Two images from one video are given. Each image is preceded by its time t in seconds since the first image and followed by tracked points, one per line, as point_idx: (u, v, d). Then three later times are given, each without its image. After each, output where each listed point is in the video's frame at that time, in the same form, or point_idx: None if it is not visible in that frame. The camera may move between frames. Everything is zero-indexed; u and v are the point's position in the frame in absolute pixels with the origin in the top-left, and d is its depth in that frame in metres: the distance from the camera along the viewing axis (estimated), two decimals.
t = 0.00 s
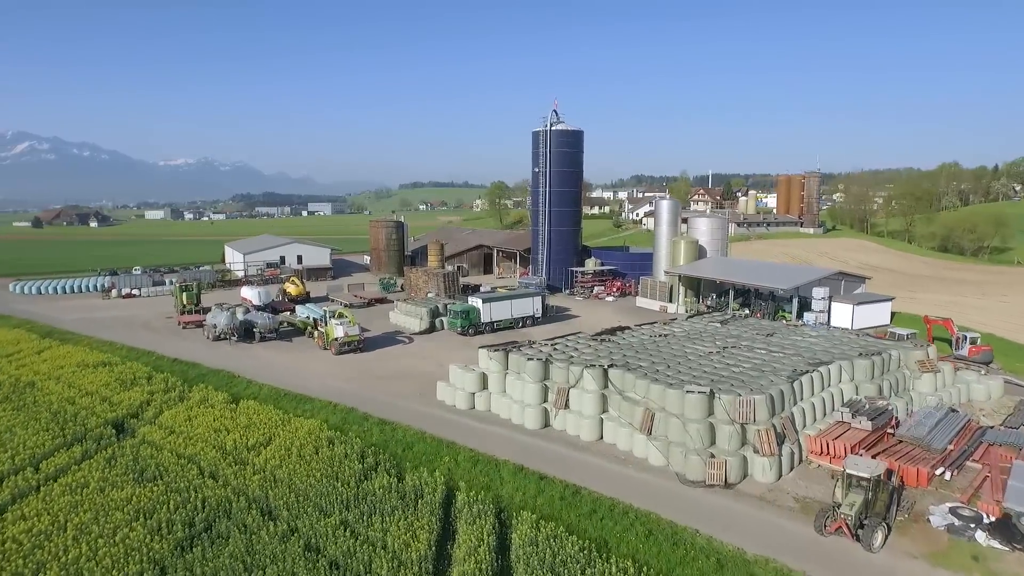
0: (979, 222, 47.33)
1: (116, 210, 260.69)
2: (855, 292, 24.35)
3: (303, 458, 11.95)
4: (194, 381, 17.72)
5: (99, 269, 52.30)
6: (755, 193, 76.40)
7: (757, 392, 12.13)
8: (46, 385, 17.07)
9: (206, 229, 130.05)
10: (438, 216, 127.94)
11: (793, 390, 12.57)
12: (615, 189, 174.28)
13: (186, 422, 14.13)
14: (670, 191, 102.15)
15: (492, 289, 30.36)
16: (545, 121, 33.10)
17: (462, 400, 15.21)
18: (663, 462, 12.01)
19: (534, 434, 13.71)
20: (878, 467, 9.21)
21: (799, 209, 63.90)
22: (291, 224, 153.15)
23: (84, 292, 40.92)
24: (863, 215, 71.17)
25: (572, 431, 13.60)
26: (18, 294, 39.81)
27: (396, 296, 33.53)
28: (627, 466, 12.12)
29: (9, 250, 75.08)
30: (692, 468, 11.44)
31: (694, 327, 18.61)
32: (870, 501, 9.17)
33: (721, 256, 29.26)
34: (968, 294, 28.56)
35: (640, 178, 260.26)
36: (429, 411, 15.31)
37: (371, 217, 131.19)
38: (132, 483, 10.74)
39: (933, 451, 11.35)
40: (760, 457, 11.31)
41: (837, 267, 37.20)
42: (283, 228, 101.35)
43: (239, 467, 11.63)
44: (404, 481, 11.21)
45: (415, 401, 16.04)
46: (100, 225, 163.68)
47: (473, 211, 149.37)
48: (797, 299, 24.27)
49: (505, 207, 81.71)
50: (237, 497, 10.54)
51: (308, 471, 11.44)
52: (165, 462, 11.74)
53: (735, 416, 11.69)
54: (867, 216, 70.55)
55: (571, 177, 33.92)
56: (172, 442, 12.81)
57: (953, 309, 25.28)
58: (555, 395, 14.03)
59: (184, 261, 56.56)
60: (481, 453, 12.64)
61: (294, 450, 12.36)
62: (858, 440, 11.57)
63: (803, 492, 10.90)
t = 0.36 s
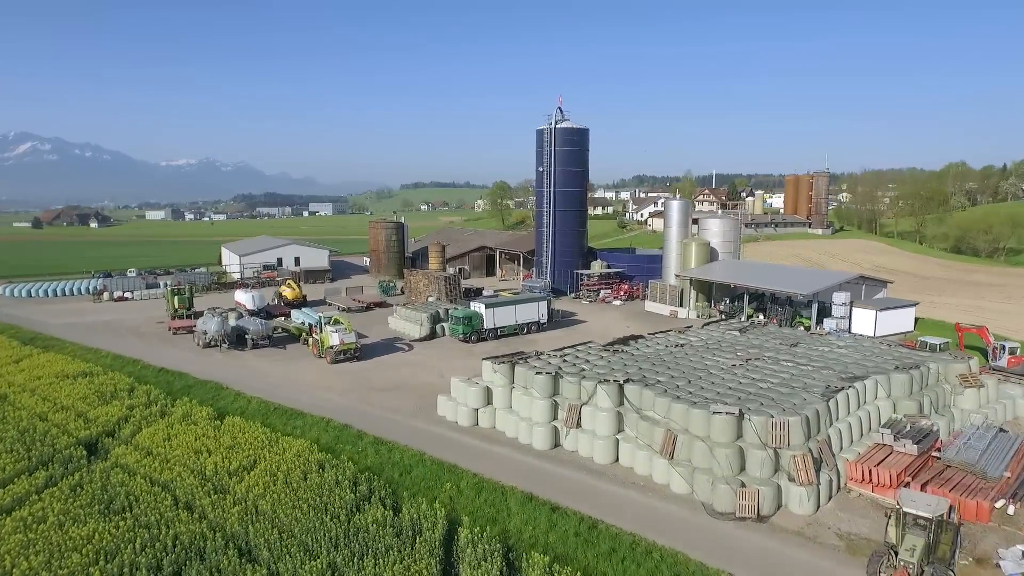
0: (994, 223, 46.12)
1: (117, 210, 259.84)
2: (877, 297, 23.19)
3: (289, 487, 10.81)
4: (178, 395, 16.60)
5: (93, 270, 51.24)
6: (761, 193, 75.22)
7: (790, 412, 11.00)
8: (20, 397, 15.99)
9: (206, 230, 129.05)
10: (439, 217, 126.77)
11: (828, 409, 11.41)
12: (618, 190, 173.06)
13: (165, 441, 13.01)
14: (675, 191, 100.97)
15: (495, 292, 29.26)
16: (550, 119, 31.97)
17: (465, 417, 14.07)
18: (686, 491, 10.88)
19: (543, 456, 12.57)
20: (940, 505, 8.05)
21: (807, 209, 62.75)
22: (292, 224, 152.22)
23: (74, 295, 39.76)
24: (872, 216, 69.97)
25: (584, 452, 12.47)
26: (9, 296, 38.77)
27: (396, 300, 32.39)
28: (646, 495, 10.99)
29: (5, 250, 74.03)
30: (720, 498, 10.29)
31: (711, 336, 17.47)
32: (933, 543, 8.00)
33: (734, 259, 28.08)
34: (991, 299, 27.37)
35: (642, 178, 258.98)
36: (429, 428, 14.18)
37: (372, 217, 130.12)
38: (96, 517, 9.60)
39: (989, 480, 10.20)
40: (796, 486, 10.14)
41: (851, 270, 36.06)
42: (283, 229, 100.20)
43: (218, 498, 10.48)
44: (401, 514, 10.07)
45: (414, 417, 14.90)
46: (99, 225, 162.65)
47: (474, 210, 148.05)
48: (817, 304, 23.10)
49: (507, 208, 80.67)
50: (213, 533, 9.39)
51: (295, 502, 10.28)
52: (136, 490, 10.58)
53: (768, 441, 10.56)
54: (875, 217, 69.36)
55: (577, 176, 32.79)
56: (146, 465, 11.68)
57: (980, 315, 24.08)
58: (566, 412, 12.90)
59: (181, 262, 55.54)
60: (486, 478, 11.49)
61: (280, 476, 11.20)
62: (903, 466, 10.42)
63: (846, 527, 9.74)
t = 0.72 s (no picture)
0: (1005, 223, 45.20)
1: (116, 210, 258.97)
2: (894, 301, 22.30)
3: (276, 513, 9.92)
4: (163, 406, 15.72)
5: (88, 272, 50.35)
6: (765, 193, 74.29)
7: (822, 431, 10.09)
8: None
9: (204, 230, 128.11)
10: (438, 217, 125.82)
11: (862, 426, 10.48)
12: (618, 190, 172.13)
13: (145, 458, 12.13)
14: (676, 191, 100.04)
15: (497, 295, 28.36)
16: (553, 116, 31.07)
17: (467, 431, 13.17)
18: (709, 517, 9.97)
19: (551, 475, 11.68)
20: (1005, 544, 7.14)
21: (813, 209, 61.86)
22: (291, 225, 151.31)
23: (66, 297, 38.87)
24: (877, 216, 69.07)
25: (596, 471, 11.58)
26: None
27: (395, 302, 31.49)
28: (665, 520, 10.09)
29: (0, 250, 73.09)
30: (747, 526, 9.39)
31: (726, 343, 16.56)
32: None
33: (744, 261, 27.17)
34: (1010, 302, 26.47)
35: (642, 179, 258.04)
36: (429, 443, 13.29)
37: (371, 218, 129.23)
38: (61, 550, 8.71)
39: None
40: (831, 513, 9.24)
41: (861, 272, 35.16)
42: (282, 229, 99.37)
43: (197, 525, 9.57)
44: (398, 544, 9.18)
45: (412, 430, 13.99)
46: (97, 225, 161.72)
47: (474, 210, 147.13)
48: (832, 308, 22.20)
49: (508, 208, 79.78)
50: (190, 568, 8.51)
51: (281, 531, 9.37)
52: (108, 516, 9.69)
53: (799, 463, 9.66)
54: (881, 217, 68.43)
55: (581, 175, 31.89)
56: (122, 487, 10.80)
57: (1002, 319, 23.18)
58: (576, 427, 12.00)
59: (177, 263, 54.64)
60: (490, 502, 10.59)
61: (266, 501, 10.30)
62: (947, 491, 9.51)
63: (888, 560, 8.82)
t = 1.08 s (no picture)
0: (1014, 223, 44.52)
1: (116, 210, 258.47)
2: (909, 304, 21.61)
3: (264, 535, 9.24)
4: (151, 416, 15.05)
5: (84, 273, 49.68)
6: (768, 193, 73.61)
7: (851, 447, 9.39)
8: None
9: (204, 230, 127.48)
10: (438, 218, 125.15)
11: (892, 441, 9.80)
12: (619, 190, 171.47)
13: (128, 473, 11.47)
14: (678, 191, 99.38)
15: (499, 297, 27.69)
16: (556, 114, 30.39)
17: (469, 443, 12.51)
18: (730, 539, 9.29)
19: (559, 491, 10.99)
20: None
21: (817, 209, 61.23)
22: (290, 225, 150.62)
23: (60, 299, 38.18)
24: (882, 216, 68.40)
25: (606, 488, 10.90)
26: None
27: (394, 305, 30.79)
28: (682, 543, 9.41)
29: None
30: (771, 550, 8.71)
31: (739, 349, 15.88)
32: None
33: (752, 262, 26.49)
34: None
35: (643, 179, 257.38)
36: (429, 455, 12.61)
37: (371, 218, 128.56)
38: None
39: None
40: (862, 537, 8.57)
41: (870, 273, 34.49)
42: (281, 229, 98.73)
43: (179, 550, 8.90)
44: (395, 570, 8.52)
45: (412, 441, 13.31)
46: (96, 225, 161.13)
47: (474, 210, 146.83)
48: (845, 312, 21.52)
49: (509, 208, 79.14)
50: None
51: (269, 555, 8.71)
52: (83, 539, 9.04)
53: (827, 482, 8.97)
54: (885, 217, 67.76)
55: (584, 174, 31.21)
56: (101, 505, 10.14)
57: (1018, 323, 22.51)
58: (585, 440, 11.32)
59: (175, 263, 54.02)
60: (494, 522, 9.91)
61: (255, 521, 9.62)
62: (989, 513, 8.84)
63: None
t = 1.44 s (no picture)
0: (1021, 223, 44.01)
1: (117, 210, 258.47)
2: (922, 305, 21.12)
3: (256, 550, 8.77)
4: (143, 421, 14.60)
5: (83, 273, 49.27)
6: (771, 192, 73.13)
7: (876, 458, 8.90)
8: None
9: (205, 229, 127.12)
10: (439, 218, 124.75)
11: (917, 451, 9.30)
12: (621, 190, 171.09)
13: (118, 482, 11.01)
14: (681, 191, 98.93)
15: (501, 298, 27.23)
16: (559, 113, 29.93)
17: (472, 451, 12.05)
18: (748, 555, 8.80)
19: (567, 503, 10.50)
20: None
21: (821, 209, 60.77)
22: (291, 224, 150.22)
23: (58, 300, 37.74)
24: (887, 215, 67.90)
25: (616, 499, 10.41)
26: None
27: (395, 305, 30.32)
28: (697, 559, 8.92)
29: None
30: (793, 568, 8.22)
31: (751, 352, 15.37)
32: None
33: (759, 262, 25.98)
34: None
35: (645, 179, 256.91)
36: (431, 463, 12.14)
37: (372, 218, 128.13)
38: None
39: None
40: (889, 554, 8.08)
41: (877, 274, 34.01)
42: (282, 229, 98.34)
43: (167, 567, 8.43)
44: None
45: (412, 448, 12.84)
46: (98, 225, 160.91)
47: (475, 210, 146.50)
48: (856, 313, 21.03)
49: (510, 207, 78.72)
50: None
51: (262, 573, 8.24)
52: (66, 555, 8.59)
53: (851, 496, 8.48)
54: (890, 216, 67.24)
55: (587, 173, 30.75)
56: (88, 518, 9.69)
57: None
58: (593, 449, 10.84)
59: (175, 264, 53.60)
60: (498, 536, 9.43)
61: (248, 535, 9.16)
62: None
63: None
